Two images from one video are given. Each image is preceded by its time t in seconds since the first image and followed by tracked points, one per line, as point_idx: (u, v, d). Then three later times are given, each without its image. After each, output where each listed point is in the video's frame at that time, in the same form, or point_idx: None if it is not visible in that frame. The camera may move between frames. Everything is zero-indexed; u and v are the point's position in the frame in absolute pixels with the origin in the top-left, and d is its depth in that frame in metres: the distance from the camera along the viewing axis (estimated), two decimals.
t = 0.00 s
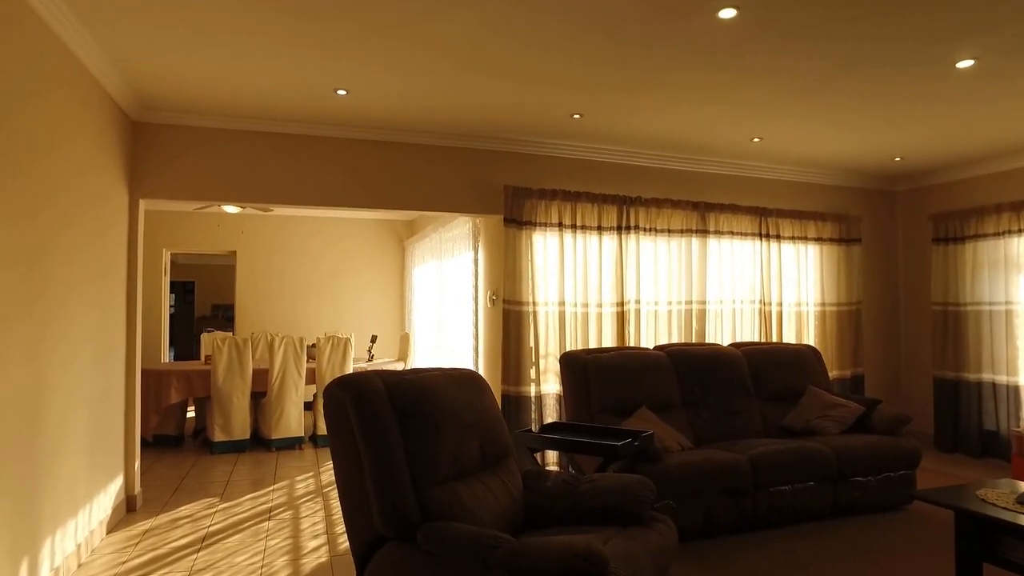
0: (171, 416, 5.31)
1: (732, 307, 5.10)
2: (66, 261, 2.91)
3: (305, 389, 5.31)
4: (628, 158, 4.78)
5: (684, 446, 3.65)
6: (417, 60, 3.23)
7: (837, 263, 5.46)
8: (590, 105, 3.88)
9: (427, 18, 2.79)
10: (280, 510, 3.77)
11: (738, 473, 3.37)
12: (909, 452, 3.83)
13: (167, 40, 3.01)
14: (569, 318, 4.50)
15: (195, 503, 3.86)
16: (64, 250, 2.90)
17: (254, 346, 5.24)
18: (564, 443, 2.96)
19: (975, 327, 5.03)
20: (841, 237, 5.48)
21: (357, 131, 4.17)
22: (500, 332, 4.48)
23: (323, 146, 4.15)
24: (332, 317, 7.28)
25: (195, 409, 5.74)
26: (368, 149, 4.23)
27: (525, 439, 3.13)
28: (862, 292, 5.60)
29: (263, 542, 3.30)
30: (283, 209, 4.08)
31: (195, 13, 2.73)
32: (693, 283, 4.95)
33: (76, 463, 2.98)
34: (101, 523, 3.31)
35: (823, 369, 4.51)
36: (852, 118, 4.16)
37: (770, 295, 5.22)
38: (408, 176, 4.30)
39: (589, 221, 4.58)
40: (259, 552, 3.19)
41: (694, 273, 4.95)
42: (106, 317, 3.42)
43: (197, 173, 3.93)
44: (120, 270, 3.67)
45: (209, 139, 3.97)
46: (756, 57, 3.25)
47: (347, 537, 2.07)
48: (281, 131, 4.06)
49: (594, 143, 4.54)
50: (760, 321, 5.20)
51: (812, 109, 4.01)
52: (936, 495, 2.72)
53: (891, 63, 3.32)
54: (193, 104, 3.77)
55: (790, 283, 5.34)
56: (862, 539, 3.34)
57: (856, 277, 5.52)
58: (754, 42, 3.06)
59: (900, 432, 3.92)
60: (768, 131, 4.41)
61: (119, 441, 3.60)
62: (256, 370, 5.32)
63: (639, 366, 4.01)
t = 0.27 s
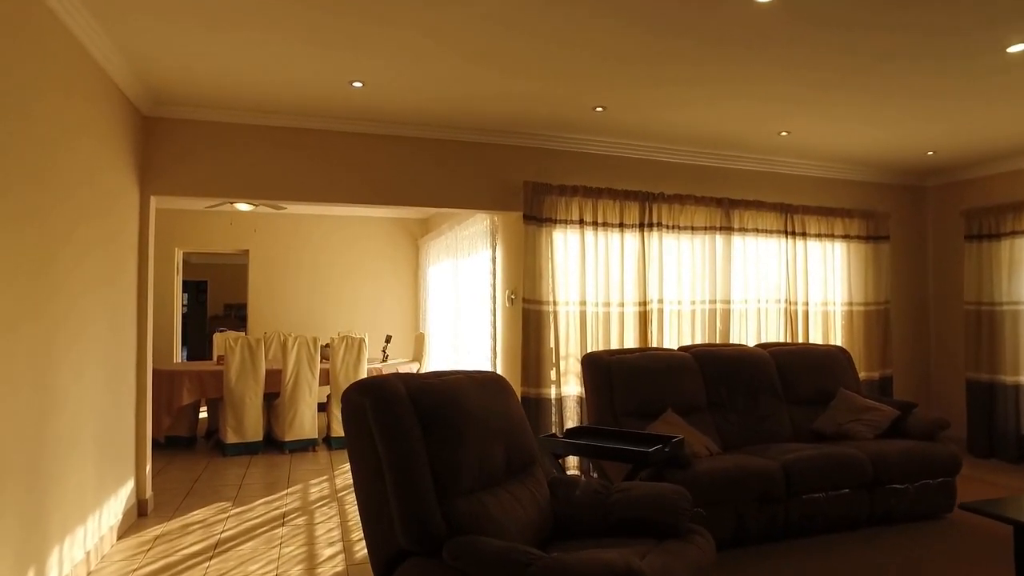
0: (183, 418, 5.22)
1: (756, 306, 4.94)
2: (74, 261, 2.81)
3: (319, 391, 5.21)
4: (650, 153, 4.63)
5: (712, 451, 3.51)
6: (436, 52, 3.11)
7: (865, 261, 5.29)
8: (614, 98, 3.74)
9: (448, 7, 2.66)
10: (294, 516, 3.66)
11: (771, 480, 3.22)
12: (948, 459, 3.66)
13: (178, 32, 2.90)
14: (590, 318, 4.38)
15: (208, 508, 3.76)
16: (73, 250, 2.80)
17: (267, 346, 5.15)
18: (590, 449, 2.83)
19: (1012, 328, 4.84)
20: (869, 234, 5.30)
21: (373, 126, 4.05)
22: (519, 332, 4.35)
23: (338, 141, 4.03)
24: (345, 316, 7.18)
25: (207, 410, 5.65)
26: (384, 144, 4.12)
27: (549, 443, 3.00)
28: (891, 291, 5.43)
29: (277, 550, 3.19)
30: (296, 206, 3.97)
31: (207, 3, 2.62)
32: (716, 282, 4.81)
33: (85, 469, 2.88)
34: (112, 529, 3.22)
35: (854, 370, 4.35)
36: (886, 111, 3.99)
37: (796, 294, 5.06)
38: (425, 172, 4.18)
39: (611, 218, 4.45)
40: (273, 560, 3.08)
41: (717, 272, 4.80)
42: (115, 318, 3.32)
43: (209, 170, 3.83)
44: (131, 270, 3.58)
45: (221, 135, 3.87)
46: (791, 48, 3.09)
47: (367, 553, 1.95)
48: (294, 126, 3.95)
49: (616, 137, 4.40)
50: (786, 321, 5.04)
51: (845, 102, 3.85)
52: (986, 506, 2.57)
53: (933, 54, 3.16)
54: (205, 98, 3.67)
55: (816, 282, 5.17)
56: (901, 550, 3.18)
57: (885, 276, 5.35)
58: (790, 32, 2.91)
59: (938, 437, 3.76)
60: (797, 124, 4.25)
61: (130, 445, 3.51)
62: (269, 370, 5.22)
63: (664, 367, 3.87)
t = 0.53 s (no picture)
0: (198, 419, 5.14)
1: (786, 306, 4.77)
2: (86, 261, 2.71)
3: (335, 392, 5.10)
4: (676, 148, 4.49)
5: (746, 456, 3.36)
6: (459, 43, 2.98)
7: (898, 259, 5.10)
8: (642, 90, 3.59)
9: None
10: (312, 522, 3.55)
11: (810, 487, 3.06)
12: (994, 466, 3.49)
13: (193, 23, 2.80)
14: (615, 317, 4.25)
15: (223, 513, 3.66)
16: (85, 248, 2.70)
17: (282, 346, 5.05)
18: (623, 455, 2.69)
19: None
20: (902, 231, 5.11)
21: (392, 120, 3.94)
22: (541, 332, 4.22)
23: (356, 136, 3.92)
24: (361, 316, 7.08)
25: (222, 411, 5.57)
26: (402, 139, 4.00)
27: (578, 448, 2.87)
28: (925, 290, 5.23)
29: (294, 558, 3.08)
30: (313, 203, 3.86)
31: None
32: (744, 281, 4.65)
33: (97, 475, 2.78)
34: (125, 535, 3.12)
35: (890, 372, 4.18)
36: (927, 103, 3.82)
37: (826, 293, 4.88)
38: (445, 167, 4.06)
39: (636, 215, 4.32)
40: (291, 569, 2.97)
41: (745, 270, 4.64)
42: (129, 318, 3.22)
43: (225, 166, 3.73)
44: (145, 269, 3.49)
45: (236, 130, 3.76)
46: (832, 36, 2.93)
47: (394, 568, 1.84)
48: (311, 120, 3.84)
49: (642, 131, 4.25)
50: (816, 321, 4.86)
51: (885, 94, 3.68)
52: None
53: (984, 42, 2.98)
54: (220, 92, 3.57)
55: (847, 281, 4.99)
56: (949, 563, 3.02)
57: (918, 274, 5.15)
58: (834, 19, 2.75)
59: (984, 444, 3.58)
60: (832, 117, 4.08)
61: (144, 448, 3.41)
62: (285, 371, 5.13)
63: (694, 369, 3.73)
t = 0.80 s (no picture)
0: (214, 420, 5.04)
1: (819, 305, 4.60)
2: (100, 257, 2.60)
3: (353, 393, 4.99)
4: (706, 141, 4.33)
5: (786, 462, 3.20)
6: (485, 29, 2.84)
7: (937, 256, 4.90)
8: (675, 79, 3.43)
9: None
10: (331, 528, 3.44)
11: (856, 495, 2.89)
12: None
13: (209, 10, 2.67)
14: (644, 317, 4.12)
15: (240, 518, 3.56)
16: (98, 244, 2.59)
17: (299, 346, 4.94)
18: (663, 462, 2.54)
19: None
20: (940, 227, 4.92)
21: (413, 112, 3.81)
22: (567, 332, 4.08)
23: (376, 129, 3.80)
24: (377, 315, 6.97)
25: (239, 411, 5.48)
26: (424, 132, 3.87)
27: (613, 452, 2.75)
28: (963, 288, 5.03)
29: (314, 567, 2.96)
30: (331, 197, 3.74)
31: None
32: (776, 279, 4.48)
33: (111, 480, 2.68)
34: (141, 541, 3.02)
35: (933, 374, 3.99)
36: (976, 92, 3.62)
37: (861, 291, 4.69)
38: (467, 161, 3.92)
39: (665, 210, 4.19)
40: None
41: (777, 268, 4.47)
42: (143, 317, 3.11)
43: (242, 160, 3.62)
44: (160, 266, 3.38)
45: (253, 123, 3.65)
46: (883, 20, 2.75)
47: None
48: (330, 112, 3.72)
49: (672, 123, 4.10)
50: (850, 321, 4.68)
51: (931, 83, 3.49)
52: None
53: None
54: (237, 83, 3.45)
55: (883, 278, 4.80)
56: None
57: (957, 272, 4.95)
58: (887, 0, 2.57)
59: None
60: (873, 108, 3.90)
61: (159, 452, 3.31)
62: (302, 371, 5.02)
63: (728, 370, 3.57)
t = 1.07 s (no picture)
0: (231, 422, 4.93)
1: (858, 305, 4.40)
2: (115, 255, 2.49)
3: (373, 395, 4.86)
4: (741, 134, 4.15)
5: (834, 470, 3.02)
6: (517, 15, 2.68)
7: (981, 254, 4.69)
8: (713, 68, 3.26)
9: None
10: (354, 537, 3.30)
11: (913, 507, 2.70)
12: None
13: None
14: (676, 317, 3.97)
15: (259, 525, 3.44)
16: (113, 240, 2.47)
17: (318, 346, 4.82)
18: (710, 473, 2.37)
19: None
20: (984, 223, 4.70)
21: (437, 104, 3.67)
22: (596, 333, 3.93)
23: (399, 122, 3.66)
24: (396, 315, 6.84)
25: (256, 413, 5.37)
26: (448, 125, 3.73)
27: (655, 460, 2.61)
28: (1009, 287, 4.81)
29: None
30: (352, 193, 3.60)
31: None
32: (814, 277, 4.29)
33: (126, 489, 2.56)
34: (157, 551, 2.90)
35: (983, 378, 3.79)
36: None
37: (902, 290, 4.49)
38: (493, 155, 3.78)
39: (698, 206, 4.02)
40: None
41: (815, 266, 4.29)
42: (160, 317, 2.99)
43: (261, 155, 3.49)
44: (176, 264, 3.27)
45: (272, 116, 3.53)
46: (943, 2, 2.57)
47: None
48: (352, 105, 3.59)
49: (706, 115, 3.93)
50: (891, 321, 4.48)
51: (987, 70, 3.30)
52: None
53: None
54: (256, 75, 3.33)
55: (924, 277, 4.59)
56: None
57: (1003, 270, 4.73)
58: None
59: None
60: (920, 98, 3.70)
61: (176, 457, 3.19)
62: (321, 372, 4.89)
63: (768, 373, 3.40)
